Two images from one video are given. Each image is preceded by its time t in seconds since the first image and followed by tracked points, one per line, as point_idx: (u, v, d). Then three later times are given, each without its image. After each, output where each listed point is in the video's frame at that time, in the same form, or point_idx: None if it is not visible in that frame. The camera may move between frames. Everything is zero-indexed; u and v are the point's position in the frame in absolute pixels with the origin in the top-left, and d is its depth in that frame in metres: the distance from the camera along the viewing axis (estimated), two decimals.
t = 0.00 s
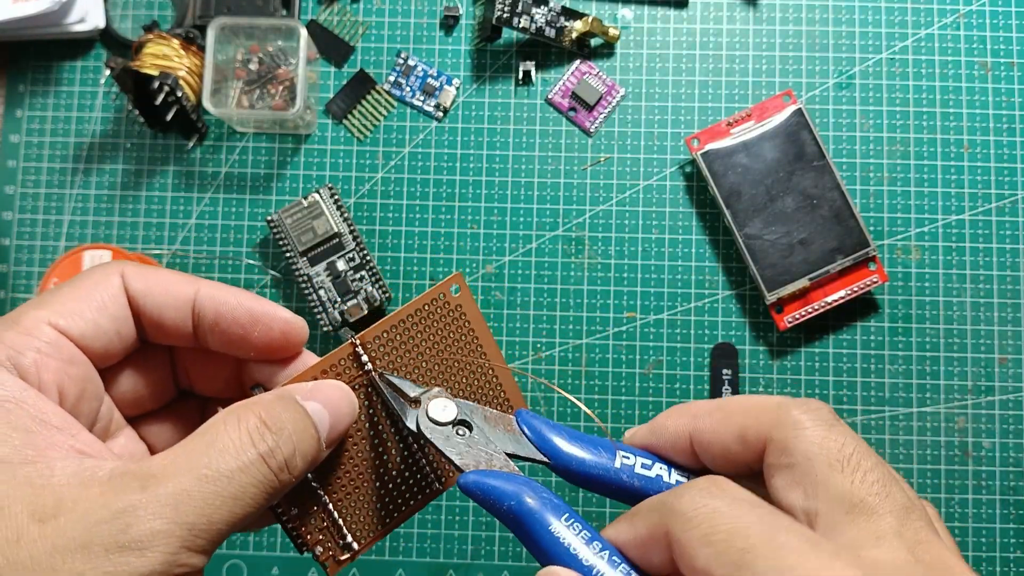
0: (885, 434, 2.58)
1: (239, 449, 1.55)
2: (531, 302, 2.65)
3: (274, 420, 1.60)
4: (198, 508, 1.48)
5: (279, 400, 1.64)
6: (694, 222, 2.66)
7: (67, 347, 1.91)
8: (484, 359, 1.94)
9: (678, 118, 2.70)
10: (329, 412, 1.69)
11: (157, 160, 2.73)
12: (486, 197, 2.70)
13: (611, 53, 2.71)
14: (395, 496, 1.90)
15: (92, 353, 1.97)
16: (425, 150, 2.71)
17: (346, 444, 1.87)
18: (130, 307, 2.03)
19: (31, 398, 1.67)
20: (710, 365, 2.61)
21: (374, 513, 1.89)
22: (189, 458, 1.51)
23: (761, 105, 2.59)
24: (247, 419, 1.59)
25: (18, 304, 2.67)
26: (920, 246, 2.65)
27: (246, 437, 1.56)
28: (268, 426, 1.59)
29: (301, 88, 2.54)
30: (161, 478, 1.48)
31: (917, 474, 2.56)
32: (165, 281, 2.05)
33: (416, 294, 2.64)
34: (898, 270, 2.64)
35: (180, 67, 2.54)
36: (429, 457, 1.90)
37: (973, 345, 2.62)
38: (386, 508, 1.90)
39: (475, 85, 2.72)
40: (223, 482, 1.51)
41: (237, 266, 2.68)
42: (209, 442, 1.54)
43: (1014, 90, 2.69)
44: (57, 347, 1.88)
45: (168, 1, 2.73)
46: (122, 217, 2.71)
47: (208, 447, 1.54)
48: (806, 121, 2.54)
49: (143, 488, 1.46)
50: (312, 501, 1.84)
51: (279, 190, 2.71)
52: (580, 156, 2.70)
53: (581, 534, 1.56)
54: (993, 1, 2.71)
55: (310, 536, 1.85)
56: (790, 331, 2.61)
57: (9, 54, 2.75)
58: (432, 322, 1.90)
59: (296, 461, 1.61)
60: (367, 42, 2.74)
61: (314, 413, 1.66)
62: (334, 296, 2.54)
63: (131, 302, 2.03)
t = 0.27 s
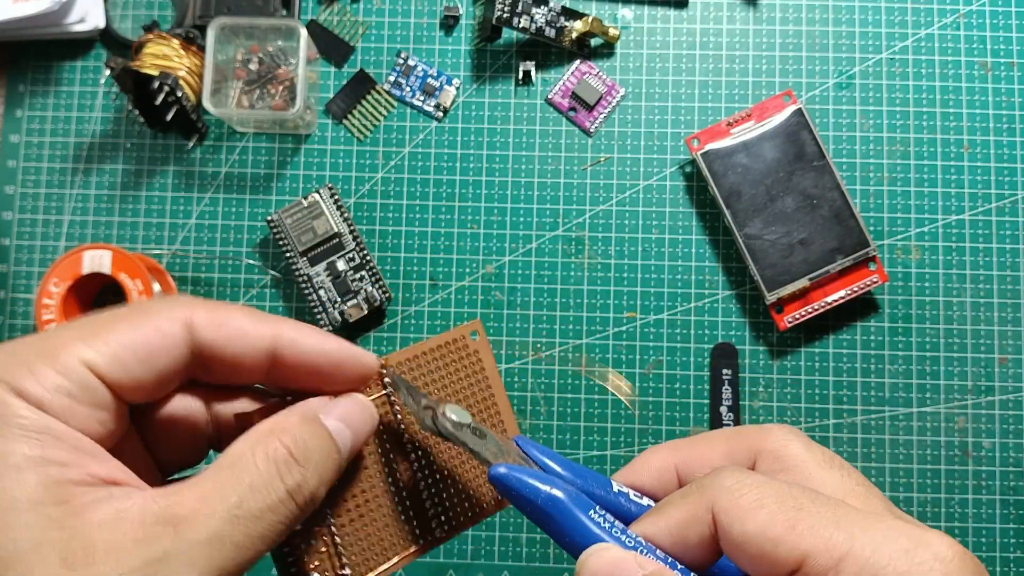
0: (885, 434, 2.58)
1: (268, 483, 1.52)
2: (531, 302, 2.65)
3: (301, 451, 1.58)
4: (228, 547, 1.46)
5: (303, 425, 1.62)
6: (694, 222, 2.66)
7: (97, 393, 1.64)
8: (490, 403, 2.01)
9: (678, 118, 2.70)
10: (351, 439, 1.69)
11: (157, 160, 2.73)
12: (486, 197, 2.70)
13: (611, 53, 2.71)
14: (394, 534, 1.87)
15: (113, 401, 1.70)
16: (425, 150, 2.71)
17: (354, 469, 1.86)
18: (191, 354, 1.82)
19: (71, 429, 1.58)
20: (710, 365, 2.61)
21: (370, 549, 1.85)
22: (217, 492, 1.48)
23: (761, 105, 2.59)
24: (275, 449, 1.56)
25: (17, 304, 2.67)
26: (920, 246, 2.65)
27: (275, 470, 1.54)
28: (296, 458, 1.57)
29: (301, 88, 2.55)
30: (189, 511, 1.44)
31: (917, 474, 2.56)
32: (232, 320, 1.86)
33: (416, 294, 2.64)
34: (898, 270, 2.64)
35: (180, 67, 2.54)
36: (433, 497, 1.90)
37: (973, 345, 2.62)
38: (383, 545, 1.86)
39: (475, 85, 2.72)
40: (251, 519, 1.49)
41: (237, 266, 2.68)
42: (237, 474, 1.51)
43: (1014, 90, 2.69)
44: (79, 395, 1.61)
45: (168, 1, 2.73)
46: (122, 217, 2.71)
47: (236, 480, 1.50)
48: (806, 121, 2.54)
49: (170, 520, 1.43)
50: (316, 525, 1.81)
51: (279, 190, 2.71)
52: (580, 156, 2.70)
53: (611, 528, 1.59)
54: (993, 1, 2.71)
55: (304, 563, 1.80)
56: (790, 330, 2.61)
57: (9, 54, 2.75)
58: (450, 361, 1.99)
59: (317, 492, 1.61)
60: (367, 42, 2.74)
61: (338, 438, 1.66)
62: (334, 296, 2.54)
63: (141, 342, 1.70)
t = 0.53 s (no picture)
0: (885, 434, 2.58)
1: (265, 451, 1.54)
2: (531, 302, 2.65)
3: (292, 413, 1.59)
4: (224, 510, 1.48)
5: (292, 390, 1.63)
6: (694, 221, 2.66)
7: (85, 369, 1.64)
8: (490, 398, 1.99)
9: (678, 118, 2.70)
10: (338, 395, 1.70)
11: (157, 160, 2.73)
12: (486, 197, 2.70)
13: (611, 53, 2.71)
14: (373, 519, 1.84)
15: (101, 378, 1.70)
16: (425, 150, 2.71)
17: (343, 446, 1.86)
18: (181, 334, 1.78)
19: (62, 403, 1.58)
20: (710, 365, 2.61)
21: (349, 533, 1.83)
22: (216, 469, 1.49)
23: (761, 105, 2.59)
24: (263, 413, 1.56)
25: (18, 304, 2.67)
26: (920, 246, 2.65)
27: (269, 441, 1.54)
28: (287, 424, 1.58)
29: (301, 88, 2.55)
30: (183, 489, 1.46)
31: (917, 474, 2.56)
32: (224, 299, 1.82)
33: (416, 294, 2.64)
34: (898, 270, 2.64)
35: (180, 67, 2.55)
36: (422, 479, 1.87)
37: (973, 345, 2.62)
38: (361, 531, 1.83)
39: (475, 85, 2.72)
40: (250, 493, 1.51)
41: (237, 266, 2.68)
42: (229, 447, 1.51)
43: (1014, 90, 2.69)
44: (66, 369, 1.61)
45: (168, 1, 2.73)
46: (122, 217, 2.71)
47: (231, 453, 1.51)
48: (806, 121, 2.54)
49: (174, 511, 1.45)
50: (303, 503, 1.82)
51: (279, 190, 2.71)
52: (580, 156, 2.70)
53: (589, 514, 1.61)
54: (993, 1, 2.71)
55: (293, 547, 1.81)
56: (790, 330, 2.61)
57: (9, 54, 2.75)
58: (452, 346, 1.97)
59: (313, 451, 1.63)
60: (367, 42, 2.74)
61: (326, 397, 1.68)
62: (334, 296, 2.54)
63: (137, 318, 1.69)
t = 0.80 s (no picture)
0: (885, 434, 2.58)
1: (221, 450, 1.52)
2: (531, 302, 2.65)
3: (246, 401, 1.56)
4: (166, 482, 1.46)
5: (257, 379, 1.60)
6: (694, 221, 2.66)
7: (64, 360, 1.69)
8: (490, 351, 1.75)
9: (678, 118, 2.70)
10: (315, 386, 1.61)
11: (157, 160, 2.73)
12: (486, 197, 2.70)
13: (611, 53, 2.71)
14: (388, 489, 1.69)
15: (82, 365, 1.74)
16: (425, 150, 2.71)
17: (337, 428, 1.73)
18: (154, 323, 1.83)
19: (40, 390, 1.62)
20: (710, 365, 2.61)
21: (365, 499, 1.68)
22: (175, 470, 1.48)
23: (761, 105, 2.59)
24: (220, 401, 1.55)
25: (17, 304, 2.67)
26: (920, 246, 2.65)
27: (232, 441, 1.52)
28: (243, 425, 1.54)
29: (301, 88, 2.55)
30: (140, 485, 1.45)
31: (917, 474, 2.56)
32: (196, 285, 1.85)
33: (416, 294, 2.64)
34: (898, 270, 2.64)
35: (180, 67, 2.55)
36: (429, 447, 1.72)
37: (973, 345, 2.62)
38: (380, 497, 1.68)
39: (475, 85, 2.72)
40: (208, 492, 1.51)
41: (237, 266, 2.68)
42: (182, 444, 1.49)
43: (1014, 90, 2.69)
44: (50, 363, 1.66)
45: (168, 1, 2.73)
46: (122, 216, 2.71)
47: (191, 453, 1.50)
48: (806, 121, 2.54)
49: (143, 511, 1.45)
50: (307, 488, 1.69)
51: (279, 190, 2.71)
52: (580, 156, 2.70)
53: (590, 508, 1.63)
54: (993, 1, 2.71)
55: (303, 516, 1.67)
56: (790, 331, 2.61)
57: (9, 54, 2.75)
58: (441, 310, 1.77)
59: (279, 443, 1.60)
60: (367, 42, 2.74)
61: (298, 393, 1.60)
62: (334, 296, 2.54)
63: (113, 311, 1.74)
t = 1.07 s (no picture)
0: (885, 434, 2.58)
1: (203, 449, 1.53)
2: (531, 302, 2.65)
3: (227, 399, 1.58)
4: (148, 468, 1.48)
5: (242, 381, 1.63)
6: (694, 222, 2.66)
7: (51, 347, 1.92)
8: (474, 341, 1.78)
9: (678, 118, 2.70)
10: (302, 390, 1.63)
11: (157, 160, 2.73)
12: (486, 197, 2.70)
13: (611, 53, 2.71)
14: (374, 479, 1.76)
15: (70, 348, 1.97)
16: (425, 150, 2.71)
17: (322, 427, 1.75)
18: (119, 304, 2.03)
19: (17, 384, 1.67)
20: (710, 366, 2.61)
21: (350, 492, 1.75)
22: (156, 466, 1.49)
23: (761, 105, 2.59)
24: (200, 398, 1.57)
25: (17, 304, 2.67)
26: (920, 246, 2.65)
27: (213, 439, 1.54)
28: (228, 424, 1.56)
29: (301, 88, 2.54)
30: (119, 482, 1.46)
31: (917, 474, 2.56)
32: (152, 269, 2.04)
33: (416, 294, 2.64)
34: (898, 270, 2.64)
35: (180, 67, 2.55)
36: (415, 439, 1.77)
37: (973, 345, 2.62)
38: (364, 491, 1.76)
39: (475, 85, 2.72)
40: (188, 489, 1.53)
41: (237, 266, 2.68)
42: (158, 438, 1.51)
43: (1014, 90, 2.69)
44: (39, 347, 1.88)
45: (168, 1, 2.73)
46: (122, 217, 2.71)
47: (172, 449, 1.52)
48: (806, 121, 2.54)
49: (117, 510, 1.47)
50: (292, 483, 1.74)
51: (279, 190, 2.71)
52: (580, 156, 2.70)
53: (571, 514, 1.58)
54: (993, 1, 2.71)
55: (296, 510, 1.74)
56: (789, 330, 2.61)
57: (9, 54, 2.75)
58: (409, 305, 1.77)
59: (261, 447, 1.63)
60: (367, 42, 2.74)
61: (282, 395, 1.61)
62: (334, 296, 2.54)
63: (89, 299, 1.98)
